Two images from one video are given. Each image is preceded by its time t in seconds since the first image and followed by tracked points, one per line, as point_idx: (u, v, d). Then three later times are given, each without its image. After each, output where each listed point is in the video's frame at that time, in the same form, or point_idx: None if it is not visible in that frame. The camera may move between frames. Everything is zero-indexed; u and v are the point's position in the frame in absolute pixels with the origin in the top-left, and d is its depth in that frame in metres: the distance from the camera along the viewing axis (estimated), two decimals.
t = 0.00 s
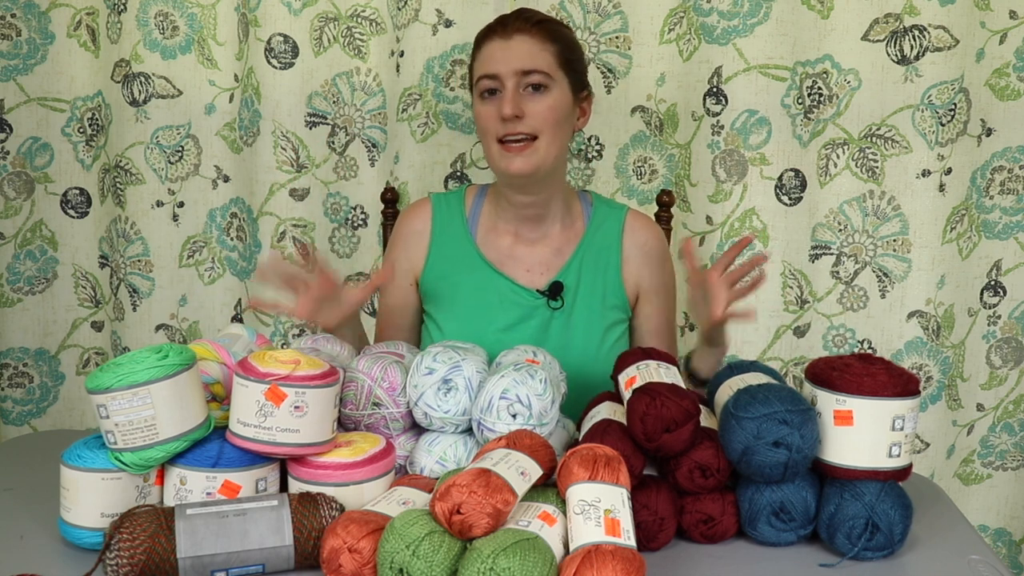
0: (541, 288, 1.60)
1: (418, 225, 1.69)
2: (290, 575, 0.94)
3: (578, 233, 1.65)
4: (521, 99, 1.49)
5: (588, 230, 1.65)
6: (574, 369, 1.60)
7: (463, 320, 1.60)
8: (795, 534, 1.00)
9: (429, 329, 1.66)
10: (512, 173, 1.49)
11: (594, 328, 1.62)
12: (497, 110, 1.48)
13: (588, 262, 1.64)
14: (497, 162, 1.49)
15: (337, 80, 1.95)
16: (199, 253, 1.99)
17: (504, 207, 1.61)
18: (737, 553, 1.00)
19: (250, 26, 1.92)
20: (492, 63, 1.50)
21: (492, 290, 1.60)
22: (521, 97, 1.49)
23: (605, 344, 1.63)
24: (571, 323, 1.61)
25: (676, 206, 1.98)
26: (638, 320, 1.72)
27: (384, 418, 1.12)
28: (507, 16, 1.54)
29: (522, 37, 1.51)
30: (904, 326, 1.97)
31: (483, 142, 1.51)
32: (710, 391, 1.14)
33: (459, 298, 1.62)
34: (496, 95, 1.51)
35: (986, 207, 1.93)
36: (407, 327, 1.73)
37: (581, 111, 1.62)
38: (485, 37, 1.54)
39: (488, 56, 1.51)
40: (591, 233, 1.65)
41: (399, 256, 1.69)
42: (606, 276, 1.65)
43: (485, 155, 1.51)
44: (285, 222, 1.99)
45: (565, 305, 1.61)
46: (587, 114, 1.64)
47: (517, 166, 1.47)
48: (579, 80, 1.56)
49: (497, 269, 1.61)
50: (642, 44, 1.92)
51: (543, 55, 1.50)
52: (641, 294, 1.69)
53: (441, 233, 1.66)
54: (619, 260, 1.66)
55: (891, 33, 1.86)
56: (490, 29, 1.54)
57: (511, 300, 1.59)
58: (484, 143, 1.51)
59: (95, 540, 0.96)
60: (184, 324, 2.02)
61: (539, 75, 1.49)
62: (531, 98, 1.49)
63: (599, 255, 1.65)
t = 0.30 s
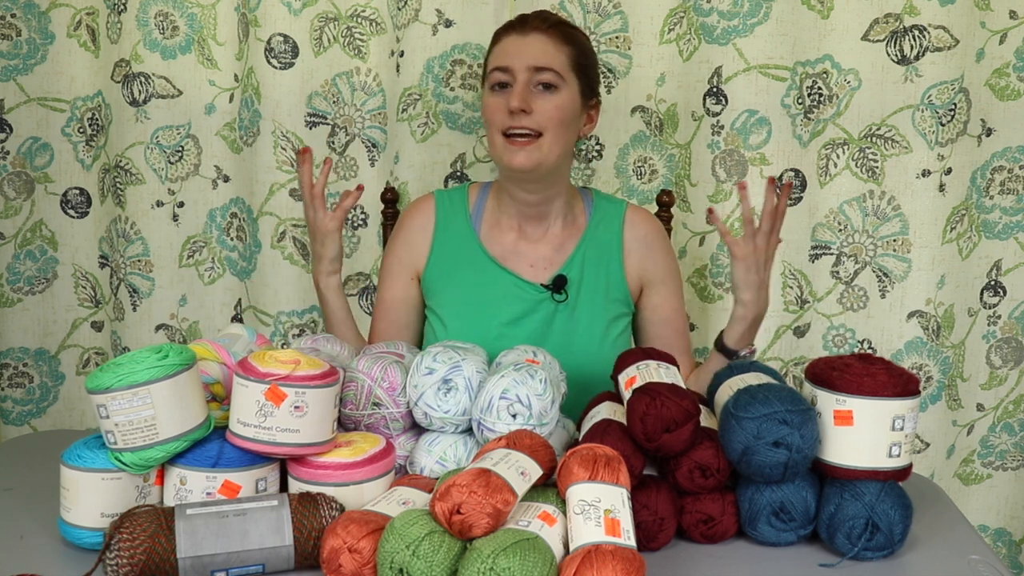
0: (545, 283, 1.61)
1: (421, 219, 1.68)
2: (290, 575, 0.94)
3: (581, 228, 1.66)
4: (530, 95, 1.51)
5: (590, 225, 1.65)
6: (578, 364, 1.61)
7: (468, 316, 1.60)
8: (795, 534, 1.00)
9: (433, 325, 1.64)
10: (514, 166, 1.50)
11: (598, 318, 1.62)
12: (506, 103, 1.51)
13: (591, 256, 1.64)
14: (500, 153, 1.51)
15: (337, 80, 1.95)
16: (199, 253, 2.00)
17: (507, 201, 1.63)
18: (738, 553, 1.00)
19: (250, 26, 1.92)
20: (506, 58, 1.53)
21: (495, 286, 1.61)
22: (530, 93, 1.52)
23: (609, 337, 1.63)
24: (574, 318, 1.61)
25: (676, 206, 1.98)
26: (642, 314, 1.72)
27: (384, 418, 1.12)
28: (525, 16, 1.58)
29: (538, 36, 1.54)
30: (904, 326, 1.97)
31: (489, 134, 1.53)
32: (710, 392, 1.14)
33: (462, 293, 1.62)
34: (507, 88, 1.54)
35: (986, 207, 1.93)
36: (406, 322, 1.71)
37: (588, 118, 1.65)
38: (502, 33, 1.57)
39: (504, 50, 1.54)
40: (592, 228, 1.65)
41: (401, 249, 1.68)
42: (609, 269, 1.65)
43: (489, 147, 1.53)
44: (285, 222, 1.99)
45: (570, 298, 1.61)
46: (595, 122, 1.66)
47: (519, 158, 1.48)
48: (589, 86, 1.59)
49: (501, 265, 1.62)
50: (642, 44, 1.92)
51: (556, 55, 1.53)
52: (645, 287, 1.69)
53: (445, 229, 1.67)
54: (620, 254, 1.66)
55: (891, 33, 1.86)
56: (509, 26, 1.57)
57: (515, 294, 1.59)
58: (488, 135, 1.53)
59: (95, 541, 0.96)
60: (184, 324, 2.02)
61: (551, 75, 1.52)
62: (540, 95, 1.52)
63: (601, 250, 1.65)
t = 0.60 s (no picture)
0: (548, 293, 1.60)
1: (423, 227, 1.68)
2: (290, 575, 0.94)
3: (582, 235, 1.65)
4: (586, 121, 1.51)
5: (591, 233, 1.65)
6: (579, 372, 1.60)
7: (469, 324, 1.60)
8: (795, 534, 1.00)
9: (433, 331, 1.65)
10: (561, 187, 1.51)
11: (600, 327, 1.62)
12: (569, 127, 1.49)
13: (593, 265, 1.64)
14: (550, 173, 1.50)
15: (337, 80, 1.95)
16: (199, 253, 2.00)
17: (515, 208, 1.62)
18: (737, 553, 1.00)
19: (250, 26, 1.92)
20: (567, 77, 1.50)
21: (498, 295, 1.61)
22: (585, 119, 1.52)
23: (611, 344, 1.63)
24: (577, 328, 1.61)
25: (676, 206, 1.98)
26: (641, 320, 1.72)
27: (384, 418, 1.12)
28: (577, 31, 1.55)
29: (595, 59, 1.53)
30: (904, 326, 1.97)
31: (537, 150, 1.51)
32: (710, 392, 1.14)
33: (463, 300, 1.62)
34: (559, 107, 1.52)
35: (986, 207, 1.93)
36: (407, 329, 1.71)
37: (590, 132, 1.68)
38: (555, 45, 1.52)
39: (562, 65, 1.51)
40: (593, 235, 1.65)
41: (401, 257, 1.69)
42: (610, 277, 1.65)
43: (536, 163, 1.51)
44: (285, 223, 1.99)
45: (572, 309, 1.61)
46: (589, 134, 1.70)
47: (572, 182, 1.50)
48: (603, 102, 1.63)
49: (504, 274, 1.61)
50: (642, 44, 1.92)
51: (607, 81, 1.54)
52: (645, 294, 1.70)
53: (446, 236, 1.67)
54: (621, 261, 1.66)
55: (891, 33, 1.86)
56: (562, 38, 1.53)
57: (517, 304, 1.59)
58: (539, 153, 1.51)
59: (95, 540, 0.96)
60: (184, 324, 2.02)
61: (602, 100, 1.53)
62: (595, 120, 1.52)
63: (602, 257, 1.65)
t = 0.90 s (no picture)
0: (551, 296, 1.60)
1: (426, 229, 1.68)
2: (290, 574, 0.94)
3: (584, 239, 1.65)
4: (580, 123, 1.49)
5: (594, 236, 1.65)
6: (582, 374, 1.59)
7: (470, 326, 1.61)
8: (795, 534, 1.00)
9: (434, 333, 1.66)
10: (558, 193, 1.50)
11: (602, 331, 1.63)
12: (559, 132, 1.47)
13: (595, 268, 1.64)
14: (545, 179, 1.49)
15: (337, 80, 1.95)
16: (199, 253, 2.00)
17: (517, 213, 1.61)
18: (737, 553, 1.00)
19: (250, 26, 1.92)
20: (555, 82, 1.49)
21: (501, 298, 1.60)
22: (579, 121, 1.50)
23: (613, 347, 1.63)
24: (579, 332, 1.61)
25: (676, 206, 1.98)
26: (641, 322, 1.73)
27: (384, 418, 1.12)
28: (565, 35, 1.53)
29: (584, 60, 1.51)
30: (904, 326, 1.97)
31: (531, 157, 1.50)
32: (710, 391, 1.14)
33: (466, 302, 1.62)
34: (552, 113, 1.50)
35: (986, 207, 1.93)
36: (410, 331, 1.71)
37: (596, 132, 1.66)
38: (542, 50, 1.51)
39: (549, 71, 1.50)
40: (596, 237, 1.65)
41: (404, 257, 1.69)
42: (612, 280, 1.65)
43: (531, 170, 1.50)
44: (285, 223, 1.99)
45: (575, 313, 1.61)
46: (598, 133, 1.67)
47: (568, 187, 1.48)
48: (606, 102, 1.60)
49: (508, 278, 1.61)
50: (642, 44, 1.92)
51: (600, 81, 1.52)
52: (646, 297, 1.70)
53: (449, 237, 1.66)
54: (623, 264, 1.66)
55: (891, 33, 1.86)
56: (550, 43, 1.52)
57: (521, 307, 1.59)
58: (533, 159, 1.50)
59: (95, 540, 0.96)
60: (184, 324, 2.02)
61: (594, 101, 1.51)
62: (588, 122, 1.50)
63: (605, 260, 1.65)
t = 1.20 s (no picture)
0: (551, 299, 1.60)
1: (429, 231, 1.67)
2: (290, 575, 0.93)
3: (587, 243, 1.65)
4: (532, 117, 1.47)
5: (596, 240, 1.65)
6: (581, 377, 1.60)
7: (471, 327, 1.61)
8: (795, 534, 1.00)
9: (434, 333, 1.66)
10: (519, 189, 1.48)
11: (603, 334, 1.63)
12: (508, 128, 1.46)
13: (597, 271, 1.64)
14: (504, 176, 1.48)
15: (337, 80, 1.95)
16: (199, 253, 2.00)
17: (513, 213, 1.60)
18: (737, 553, 1.00)
19: (250, 26, 1.92)
20: (504, 78, 1.48)
21: (502, 299, 1.60)
22: (534, 115, 1.47)
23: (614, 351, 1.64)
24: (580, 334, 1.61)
25: (676, 206, 1.98)
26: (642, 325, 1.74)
27: (384, 418, 1.12)
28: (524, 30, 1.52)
29: (539, 53, 1.49)
30: (904, 326, 1.97)
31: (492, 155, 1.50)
32: (710, 391, 1.14)
33: (467, 303, 1.62)
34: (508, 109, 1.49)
35: (986, 207, 1.93)
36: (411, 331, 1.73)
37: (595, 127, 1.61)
38: (501, 48, 1.51)
39: (501, 68, 1.49)
40: (599, 242, 1.65)
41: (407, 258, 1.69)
42: (615, 284, 1.66)
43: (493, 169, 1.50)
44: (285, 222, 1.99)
45: (577, 315, 1.61)
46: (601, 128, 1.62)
47: (524, 182, 1.46)
48: (590, 96, 1.55)
49: (509, 280, 1.61)
50: (642, 44, 1.92)
51: (559, 73, 1.49)
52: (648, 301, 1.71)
53: (451, 239, 1.66)
54: (627, 268, 1.66)
55: (891, 33, 1.86)
56: (505, 40, 1.52)
57: (522, 309, 1.59)
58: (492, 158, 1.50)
59: (95, 540, 0.96)
60: (184, 324, 2.02)
61: (553, 95, 1.48)
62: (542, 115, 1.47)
63: (607, 265, 1.65)
